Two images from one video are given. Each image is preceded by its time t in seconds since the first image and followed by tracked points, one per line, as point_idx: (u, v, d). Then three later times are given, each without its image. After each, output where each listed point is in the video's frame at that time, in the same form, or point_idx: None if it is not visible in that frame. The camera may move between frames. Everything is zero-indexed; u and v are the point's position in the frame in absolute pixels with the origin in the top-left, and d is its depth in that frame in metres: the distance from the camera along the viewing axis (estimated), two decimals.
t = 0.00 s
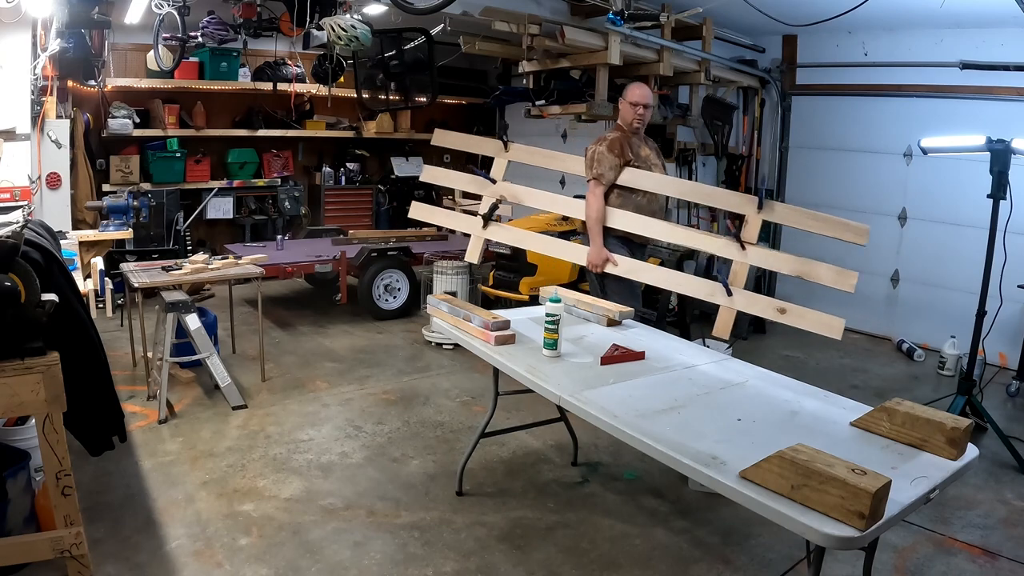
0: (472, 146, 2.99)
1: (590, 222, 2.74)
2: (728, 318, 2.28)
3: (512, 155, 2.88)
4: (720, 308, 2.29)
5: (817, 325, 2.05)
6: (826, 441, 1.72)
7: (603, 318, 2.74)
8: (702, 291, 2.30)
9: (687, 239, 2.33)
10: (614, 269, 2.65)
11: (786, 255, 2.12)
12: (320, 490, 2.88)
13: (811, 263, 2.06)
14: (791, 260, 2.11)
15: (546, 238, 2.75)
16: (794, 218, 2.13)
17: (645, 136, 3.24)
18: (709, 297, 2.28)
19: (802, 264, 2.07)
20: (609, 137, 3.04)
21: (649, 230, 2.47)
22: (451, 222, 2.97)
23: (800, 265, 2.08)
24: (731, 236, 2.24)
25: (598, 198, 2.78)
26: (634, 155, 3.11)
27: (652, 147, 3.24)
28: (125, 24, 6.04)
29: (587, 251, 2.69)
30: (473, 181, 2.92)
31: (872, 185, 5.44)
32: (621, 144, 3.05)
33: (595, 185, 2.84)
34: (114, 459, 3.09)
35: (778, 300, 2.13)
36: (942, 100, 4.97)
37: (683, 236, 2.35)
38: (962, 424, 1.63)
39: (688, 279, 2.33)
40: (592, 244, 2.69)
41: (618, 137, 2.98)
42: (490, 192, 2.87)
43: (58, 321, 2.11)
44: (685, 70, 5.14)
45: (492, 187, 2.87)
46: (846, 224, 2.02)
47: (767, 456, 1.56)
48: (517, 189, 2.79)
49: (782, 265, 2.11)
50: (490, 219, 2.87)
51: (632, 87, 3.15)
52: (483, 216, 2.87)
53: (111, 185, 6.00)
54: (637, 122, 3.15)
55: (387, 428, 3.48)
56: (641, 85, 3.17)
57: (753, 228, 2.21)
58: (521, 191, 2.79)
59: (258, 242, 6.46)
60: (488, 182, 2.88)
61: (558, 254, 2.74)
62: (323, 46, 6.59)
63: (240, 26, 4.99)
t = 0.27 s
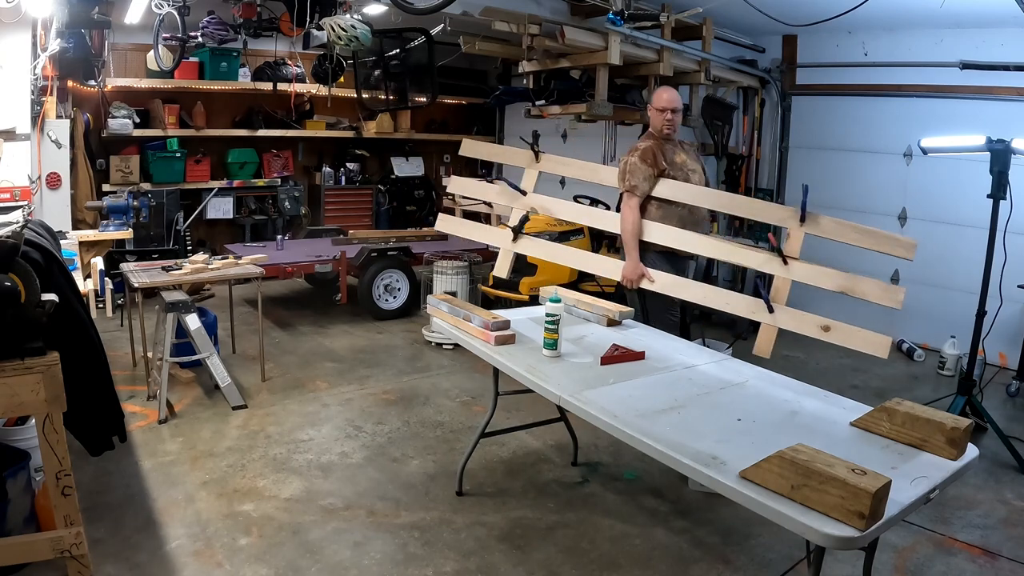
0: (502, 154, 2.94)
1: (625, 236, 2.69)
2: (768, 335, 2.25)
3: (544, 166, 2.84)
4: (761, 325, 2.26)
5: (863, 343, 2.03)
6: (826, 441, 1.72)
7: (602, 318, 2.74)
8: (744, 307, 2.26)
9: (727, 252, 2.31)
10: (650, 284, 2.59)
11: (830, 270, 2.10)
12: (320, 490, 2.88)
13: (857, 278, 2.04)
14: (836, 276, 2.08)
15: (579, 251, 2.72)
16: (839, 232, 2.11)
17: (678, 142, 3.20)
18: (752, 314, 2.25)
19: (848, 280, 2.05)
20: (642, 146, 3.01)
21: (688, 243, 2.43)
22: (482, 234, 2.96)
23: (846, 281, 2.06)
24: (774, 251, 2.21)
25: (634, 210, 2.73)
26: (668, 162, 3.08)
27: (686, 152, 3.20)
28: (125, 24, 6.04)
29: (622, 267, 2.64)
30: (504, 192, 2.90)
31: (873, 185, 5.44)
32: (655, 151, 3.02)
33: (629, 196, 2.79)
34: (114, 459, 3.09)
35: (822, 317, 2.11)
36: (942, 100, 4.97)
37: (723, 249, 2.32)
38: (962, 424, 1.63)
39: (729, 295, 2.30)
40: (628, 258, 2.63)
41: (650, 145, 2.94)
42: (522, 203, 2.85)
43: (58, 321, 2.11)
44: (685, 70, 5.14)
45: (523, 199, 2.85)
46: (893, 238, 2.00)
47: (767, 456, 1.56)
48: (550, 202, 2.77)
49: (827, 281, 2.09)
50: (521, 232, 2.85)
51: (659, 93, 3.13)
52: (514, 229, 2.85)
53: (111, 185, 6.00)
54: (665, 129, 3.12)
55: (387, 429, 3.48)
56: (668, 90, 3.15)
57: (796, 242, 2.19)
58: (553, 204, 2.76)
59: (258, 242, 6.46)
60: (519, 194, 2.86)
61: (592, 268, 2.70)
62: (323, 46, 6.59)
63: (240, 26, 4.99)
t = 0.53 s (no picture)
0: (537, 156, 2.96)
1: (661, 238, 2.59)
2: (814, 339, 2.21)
3: (577, 166, 2.84)
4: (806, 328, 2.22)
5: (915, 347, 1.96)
6: (825, 441, 1.72)
7: (603, 318, 2.74)
8: (788, 309, 2.22)
9: (767, 252, 2.28)
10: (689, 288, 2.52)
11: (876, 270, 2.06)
12: (320, 490, 2.88)
13: (905, 279, 1.99)
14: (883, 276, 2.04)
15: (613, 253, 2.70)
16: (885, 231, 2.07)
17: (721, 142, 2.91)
18: (795, 316, 2.21)
19: (896, 281, 2.00)
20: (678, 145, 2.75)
21: (727, 243, 2.40)
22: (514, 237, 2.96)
23: (894, 283, 2.01)
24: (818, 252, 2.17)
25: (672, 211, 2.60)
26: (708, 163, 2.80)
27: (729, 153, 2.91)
28: (125, 24, 6.04)
29: (660, 269, 2.56)
30: (538, 195, 2.92)
31: (873, 185, 5.44)
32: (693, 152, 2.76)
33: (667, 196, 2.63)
34: (114, 459, 3.09)
35: (869, 320, 2.06)
36: (942, 100, 4.97)
37: (763, 249, 2.29)
38: (962, 424, 1.63)
39: (771, 296, 2.26)
40: (665, 261, 2.55)
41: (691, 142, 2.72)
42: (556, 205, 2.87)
43: (58, 321, 2.11)
44: (685, 70, 5.14)
45: (557, 200, 2.86)
46: (948, 237, 1.95)
47: (767, 456, 1.56)
48: (584, 204, 2.77)
49: (874, 281, 2.05)
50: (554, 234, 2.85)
51: (698, 90, 2.86)
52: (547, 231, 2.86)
53: (111, 185, 6.00)
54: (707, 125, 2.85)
55: (387, 428, 3.48)
56: (709, 86, 2.87)
57: (842, 241, 2.15)
58: (587, 205, 2.77)
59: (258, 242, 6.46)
60: (553, 196, 2.87)
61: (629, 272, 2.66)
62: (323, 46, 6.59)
63: (240, 26, 4.99)
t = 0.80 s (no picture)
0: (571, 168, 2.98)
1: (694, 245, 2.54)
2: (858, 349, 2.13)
3: (609, 176, 2.85)
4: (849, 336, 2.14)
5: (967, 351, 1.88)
6: (825, 441, 1.72)
7: (603, 318, 2.74)
8: (828, 317, 2.15)
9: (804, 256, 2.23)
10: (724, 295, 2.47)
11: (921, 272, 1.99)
12: (320, 490, 2.88)
13: (950, 280, 1.94)
14: (926, 279, 1.98)
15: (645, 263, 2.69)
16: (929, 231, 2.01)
17: (760, 150, 2.86)
18: (836, 324, 2.13)
19: (941, 282, 1.95)
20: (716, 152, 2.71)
21: (763, 248, 2.35)
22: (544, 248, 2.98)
23: (940, 285, 1.95)
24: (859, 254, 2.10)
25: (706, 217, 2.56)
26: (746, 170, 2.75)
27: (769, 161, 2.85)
28: (125, 24, 6.04)
29: (694, 277, 2.51)
30: (569, 206, 2.93)
31: (873, 185, 5.44)
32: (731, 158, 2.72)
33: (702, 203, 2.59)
34: (114, 459, 3.09)
35: (915, 325, 1.98)
36: (942, 100, 4.97)
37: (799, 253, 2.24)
38: (962, 424, 1.63)
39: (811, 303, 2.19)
40: (698, 268, 2.50)
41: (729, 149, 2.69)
42: (587, 216, 2.88)
43: (58, 320, 2.11)
44: (685, 70, 5.14)
45: (588, 211, 2.87)
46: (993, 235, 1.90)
47: (767, 456, 1.56)
48: (616, 214, 2.78)
49: (919, 284, 1.98)
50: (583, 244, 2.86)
51: (739, 95, 2.82)
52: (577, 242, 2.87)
53: (111, 185, 6.00)
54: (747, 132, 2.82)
55: (387, 428, 3.48)
56: (751, 92, 2.83)
57: (883, 243, 2.09)
58: (618, 215, 2.78)
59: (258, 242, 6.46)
60: (585, 206, 2.89)
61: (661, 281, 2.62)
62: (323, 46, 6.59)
63: (240, 26, 4.99)
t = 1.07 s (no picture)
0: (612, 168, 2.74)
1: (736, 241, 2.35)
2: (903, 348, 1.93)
3: (651, 176, 2.60)
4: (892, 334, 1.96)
5: None
6: (826, 441, 1.72)
7: (603, 318, 2.74)
8: (874, 315, 1.98)
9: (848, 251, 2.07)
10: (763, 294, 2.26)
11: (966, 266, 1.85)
12: (320, 490, 2.88)
13: (1002, 274, 1.80)
14: (976, 273, 1.84)
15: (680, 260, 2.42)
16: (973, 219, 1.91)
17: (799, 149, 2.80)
18: (882, 321, 1.97)
19: (991, 275, 1.81)
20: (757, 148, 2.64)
21: (805, 244, 2.17)
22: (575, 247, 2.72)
23: (989, 278, 1.81)
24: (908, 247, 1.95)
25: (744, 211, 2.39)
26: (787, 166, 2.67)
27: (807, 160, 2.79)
28: (125, 24, 6.04)
29: (733, 274, 2.30)
30: (603, 204, 2.67)
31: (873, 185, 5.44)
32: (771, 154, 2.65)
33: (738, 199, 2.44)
34: (114, 459, 3.09)
35: (965, 322, 1.83)
36: (941, 100, 4.98)
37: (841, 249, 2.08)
38: (962, 424, 1.63)
39: (855, 300, 2.02)
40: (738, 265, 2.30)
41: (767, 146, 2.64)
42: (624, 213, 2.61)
43: (58, 320, 2.11)
44: (685, 70, 5.13)
45: (626, 209, 2.60)
46: None
47: (767, 456, 1.56)
48: (655, 213, 2.52)
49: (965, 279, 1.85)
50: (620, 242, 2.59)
51: (780, 92, 2.77)
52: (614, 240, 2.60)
53: (111, 185, 6.00)
54: (788, 129, 2.76)
55: (387, 428, 3.48)
56: (791, 89, 2.78)
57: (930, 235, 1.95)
58: (657, 213, 2.52)
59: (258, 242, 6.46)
60: (623, 205, 2.61)
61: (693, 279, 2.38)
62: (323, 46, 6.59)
63: (240, 26, 4.99)
